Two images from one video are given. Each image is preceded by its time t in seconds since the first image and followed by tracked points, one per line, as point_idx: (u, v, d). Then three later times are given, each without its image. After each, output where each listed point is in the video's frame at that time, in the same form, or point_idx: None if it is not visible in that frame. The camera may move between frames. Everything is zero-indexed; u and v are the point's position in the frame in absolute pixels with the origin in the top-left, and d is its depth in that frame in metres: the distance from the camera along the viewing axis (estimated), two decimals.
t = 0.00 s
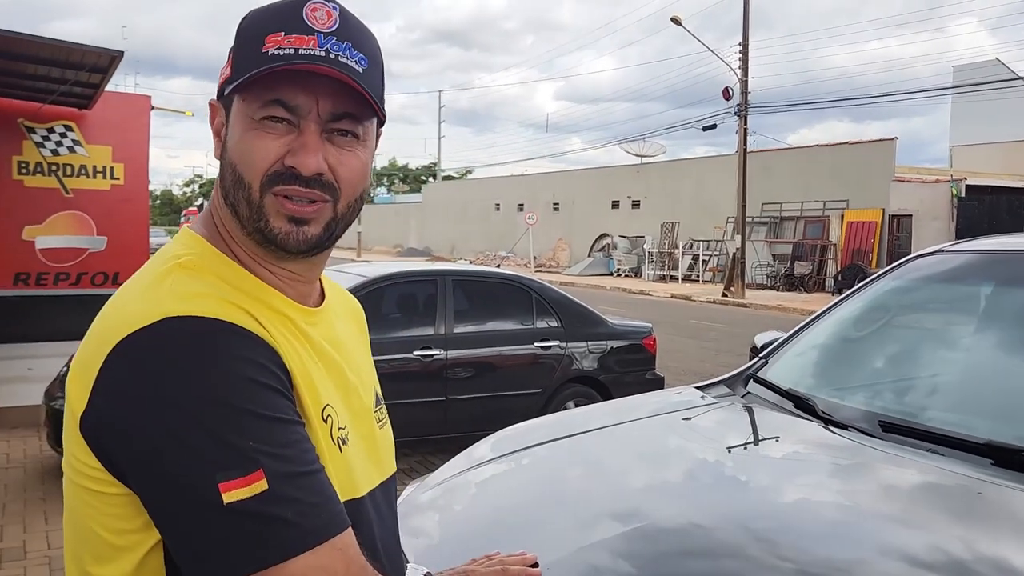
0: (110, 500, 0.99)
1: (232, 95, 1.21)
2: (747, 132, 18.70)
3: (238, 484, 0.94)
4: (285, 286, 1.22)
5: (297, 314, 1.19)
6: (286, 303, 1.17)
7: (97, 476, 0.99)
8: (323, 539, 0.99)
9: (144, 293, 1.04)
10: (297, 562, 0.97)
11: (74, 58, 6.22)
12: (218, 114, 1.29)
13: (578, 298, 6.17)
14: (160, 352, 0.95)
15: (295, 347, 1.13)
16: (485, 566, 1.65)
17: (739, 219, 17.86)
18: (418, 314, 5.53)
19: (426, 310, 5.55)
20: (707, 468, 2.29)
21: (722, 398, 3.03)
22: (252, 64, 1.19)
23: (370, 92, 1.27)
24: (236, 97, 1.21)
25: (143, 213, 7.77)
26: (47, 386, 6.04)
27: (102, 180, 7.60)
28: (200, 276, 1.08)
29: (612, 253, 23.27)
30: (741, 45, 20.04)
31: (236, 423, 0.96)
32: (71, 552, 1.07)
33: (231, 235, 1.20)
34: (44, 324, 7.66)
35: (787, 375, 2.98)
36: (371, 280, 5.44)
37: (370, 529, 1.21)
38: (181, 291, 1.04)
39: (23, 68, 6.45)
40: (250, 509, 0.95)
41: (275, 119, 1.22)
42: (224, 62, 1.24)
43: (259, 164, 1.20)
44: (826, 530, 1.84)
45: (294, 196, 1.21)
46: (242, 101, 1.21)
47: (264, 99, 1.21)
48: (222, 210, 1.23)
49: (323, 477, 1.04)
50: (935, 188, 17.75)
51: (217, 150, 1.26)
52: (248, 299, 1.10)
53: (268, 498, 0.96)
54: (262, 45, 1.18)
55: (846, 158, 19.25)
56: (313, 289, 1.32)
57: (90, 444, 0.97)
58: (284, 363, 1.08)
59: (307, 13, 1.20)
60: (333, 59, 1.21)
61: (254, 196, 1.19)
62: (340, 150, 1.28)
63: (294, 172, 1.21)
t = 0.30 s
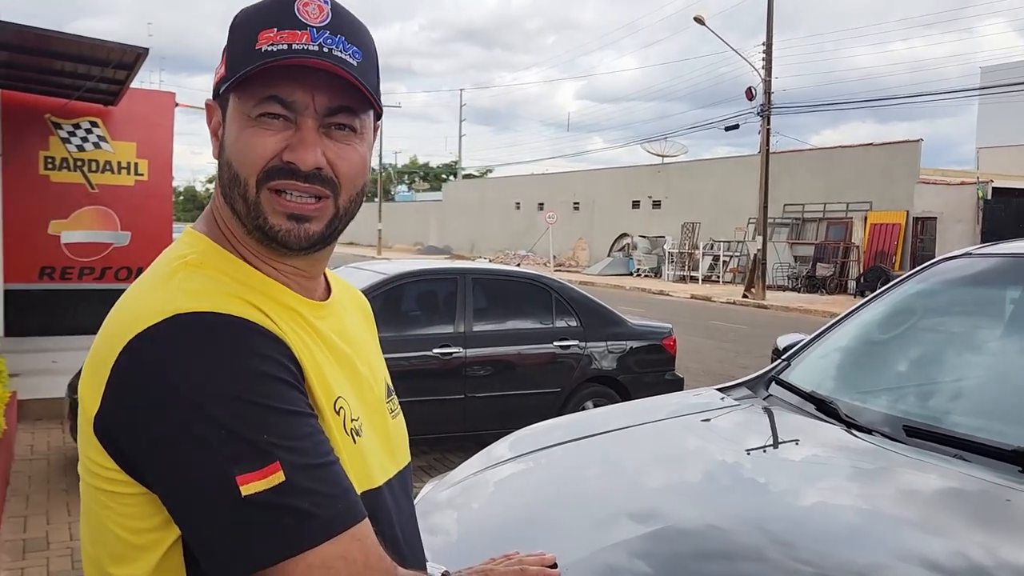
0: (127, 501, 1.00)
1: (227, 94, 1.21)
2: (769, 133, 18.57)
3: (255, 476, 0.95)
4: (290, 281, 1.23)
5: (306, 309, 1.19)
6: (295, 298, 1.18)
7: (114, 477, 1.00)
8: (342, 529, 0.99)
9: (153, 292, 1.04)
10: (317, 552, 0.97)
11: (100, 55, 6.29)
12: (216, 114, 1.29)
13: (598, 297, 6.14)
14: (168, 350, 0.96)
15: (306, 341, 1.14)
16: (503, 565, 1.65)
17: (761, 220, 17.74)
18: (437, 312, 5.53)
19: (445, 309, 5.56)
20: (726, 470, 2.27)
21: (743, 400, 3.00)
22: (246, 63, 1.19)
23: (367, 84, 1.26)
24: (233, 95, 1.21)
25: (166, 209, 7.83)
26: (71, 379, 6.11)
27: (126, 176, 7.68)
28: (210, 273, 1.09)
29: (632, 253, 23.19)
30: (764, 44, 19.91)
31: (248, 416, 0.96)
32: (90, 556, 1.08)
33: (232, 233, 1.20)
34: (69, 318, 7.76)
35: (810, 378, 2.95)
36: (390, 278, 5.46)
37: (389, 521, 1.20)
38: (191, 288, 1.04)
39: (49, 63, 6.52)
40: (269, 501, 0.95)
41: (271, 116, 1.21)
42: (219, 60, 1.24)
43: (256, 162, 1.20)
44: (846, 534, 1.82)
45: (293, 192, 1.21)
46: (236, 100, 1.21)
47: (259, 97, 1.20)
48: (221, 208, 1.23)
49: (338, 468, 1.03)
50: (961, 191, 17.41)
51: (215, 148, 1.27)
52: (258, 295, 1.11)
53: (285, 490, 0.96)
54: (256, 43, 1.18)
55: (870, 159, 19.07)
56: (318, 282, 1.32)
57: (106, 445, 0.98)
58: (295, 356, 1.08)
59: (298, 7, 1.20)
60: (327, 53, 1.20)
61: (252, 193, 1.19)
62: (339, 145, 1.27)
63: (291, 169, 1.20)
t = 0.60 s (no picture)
0: (158, 496, 1.01)
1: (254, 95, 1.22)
2: (792, 136, 18.45)
3: (281, 470, 0.95)
4: (318, 279, 1.24)
5: (332, 306, 1.20)
6: (321, 295, 1.18)
7: (145, 473, 1.01)
8: (367, 524, 1.00)
9: (181, 289, 1.06)
10: (342, 545, 0.97)
11: (126, 58, 6.36)
12: (243, 116, 1.30)
13: (618, 301, 6.12)
14: (194, 347, 0.97)
15: (331, 337, 1.14)
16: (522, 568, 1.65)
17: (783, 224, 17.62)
18: (457, 315, 5.54)
19: (465, 312, 5.56)
20: (747, 475, 2.26)
21: (764, 405, 2.98)
22: (272, 66, 1.20)
23: (391, 87, 1.26)
24: (259, 97, 1.22)
25: (189, 211, 7.90)
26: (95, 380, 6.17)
27: (150, 179, 7.77)
28: (236, 271, 1.10)
29: (652, 257, 23.11)
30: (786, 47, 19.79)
31: (274, 411, 0.96)
32: (121, 550, 1.09)
33: (258, 231, 1.21)
34: (94, 318, 7.88)
35: (832, 382, 2.93)
36: (411, 280, 5.48)
37: (413, 517, 1.20)
38: (218, 286, 1.05)
39: (76, 67, 6.62)
40: (294, 495, 0.95)
41: (297, 116, 1.22)
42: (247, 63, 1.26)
43: (281, 161, 1.21)
44: (869, 539, 1.80)
45: (318, 192, 1.22)
46: (263, 101, 1.22)
47: (285, 98, 1.21)
48: (247, 207, 1.25)
49: (363, 463, 1.04)
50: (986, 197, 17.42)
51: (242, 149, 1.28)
52: (283, 292, 1.11)
53: (310, 484, 0.97)
54: (283, 45, 1.19)
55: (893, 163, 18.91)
56: (345, 281, 1.33)
57: (137, 441, 0.99)
58: (320, 352, 1.09)
59: (325, 12, 1.21)
60: (353, 55, 1.21)
61: (277, 192, 1.20)
62: (364, 145, 1.28)
63: (316, 167, 1.21)
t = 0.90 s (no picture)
0: (193, 499, 1.01)
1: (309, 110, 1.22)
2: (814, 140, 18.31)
3: (312, 481, 0.95)
4: (357, 294, 1.24)
5: (366, 316, 1.19)
6: (356, 306, 1.18)
7: (181, 475, 1.01)
8: (394, 537, 0.99)
9: (220, 296, 1.06)
10: (368, 558, 0.97)
11: (150, 64, 6.42)
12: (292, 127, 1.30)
13: (639, 306, 6.08)
14: (233, 354, 0.97)
15: (363, 348, 1.14)
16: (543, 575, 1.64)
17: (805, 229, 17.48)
18: (477, 319, 5.54)
19: (485, 316, 5.56)
20: (768, 482, 2.23)
21: (787, 413, 2.95)
22: (328, 83, 1.20)
23: (444, 108, 1.26)
24: (313, 112, 1.22)
25: (211, 214, 7.91)
26: (119, 381, 6.23)
27: (174, 183, 7.81)
28: (271, 279, 1.10)
29: (672, 261, 23.04)
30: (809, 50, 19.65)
31: (306, 422, 0.96)
32: (153, 550, 1.09)
33: (302, 244, 1.21)
34: (119, 320, 7.97)
35: (856, 390, 2.89)
36: (431, 284, 5.48)
37: (438, 528, 1.20)
38: (256, 294, 1.06)
39: (101, 72, 6.69)
40: (323, 506, 0.95)
41: (350, 133, 1.22)
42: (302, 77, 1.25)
43: (332, 177, 1.21)
44: (892, 549, 1.77)
45: (363, 209, 1.22)
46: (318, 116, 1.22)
47: (339, 116, 1.21)
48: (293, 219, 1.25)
49: (392, 477, 1.03)
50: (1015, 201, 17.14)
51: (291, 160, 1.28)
52: (318, 302, 1.11)
53: (340, 496, 0.96)
54: (340, 62, 1.18)
55: (918, 167, 18.71)
56: (382, 293, 1.33)
57: (173, 444, 0.99)
58: (353, 363, 1.08)
59: (382, 30, 1.20)
60: (408, 76, 1.21)
61: (324, 206, 1.20)
62: (412, 166, 1.28)
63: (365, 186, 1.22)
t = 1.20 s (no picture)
0: (215, 507, 1.01)
1: (433, 140, 1.15)
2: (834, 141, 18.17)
3: (329, 489, 0.94)
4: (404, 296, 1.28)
5: (388, 321, 1.19)
6: (379, 311, 1.18)
7: (204, 483, 1.01)
8: (411, 549, 0.97)
9: (242, 299, 1.07)
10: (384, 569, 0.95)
11: (169, 66, 6.46)
12: (365, 143, 1.14)
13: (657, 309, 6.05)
14: (255, 358, 0.97)
15: (385, 354, 1.13)
16: None
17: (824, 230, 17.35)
18: (493, 321, 5.53)
19: (501, 318, 5.55)
20: (786, 487, 2.20)
21: (806, 416, 2.92)
22: (453, 114, 1.16)
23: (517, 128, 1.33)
24: (440, 142, 1.16)
25: (229, 216, 7.97)
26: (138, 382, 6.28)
27: (192, 185, 7.87)
28: (294, 284, 1.10)
29: (690, 264, 22.97)
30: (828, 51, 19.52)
31: (324, 430, 0.95)
32: (174, 556, 1.10)
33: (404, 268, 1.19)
34: (138, 322, 8.03)
35: (876, 394, 2.85)
36: (447, 286, 5.47)
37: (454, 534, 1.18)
38: (278, 298, 1.06)
39: (121, 75, 6.76)
40: (339, 515, 0.94)
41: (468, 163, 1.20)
42: (390, 92, 1.13)
43: (458, 208, 1.19)
44: (911, 555, 1.74)
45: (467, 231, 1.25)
46: (439, 145, 1.16)
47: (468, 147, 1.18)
48: (390, 244, 1.19)
49: (410, 487, 1.01)
50: None
51: (375, 181, 1.15)
52: (339, 306, 1.11)
53: (358, 505, 0.95)
54: (452, 89, 1.17)
55: (939, 168, 18.53)
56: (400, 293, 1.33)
57: (195, 449, 1.00)
58: (374, 370, 1.08)
59: (463, 51, 1.21)
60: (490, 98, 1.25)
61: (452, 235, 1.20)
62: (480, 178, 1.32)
63: (480, 211, 1.23)
